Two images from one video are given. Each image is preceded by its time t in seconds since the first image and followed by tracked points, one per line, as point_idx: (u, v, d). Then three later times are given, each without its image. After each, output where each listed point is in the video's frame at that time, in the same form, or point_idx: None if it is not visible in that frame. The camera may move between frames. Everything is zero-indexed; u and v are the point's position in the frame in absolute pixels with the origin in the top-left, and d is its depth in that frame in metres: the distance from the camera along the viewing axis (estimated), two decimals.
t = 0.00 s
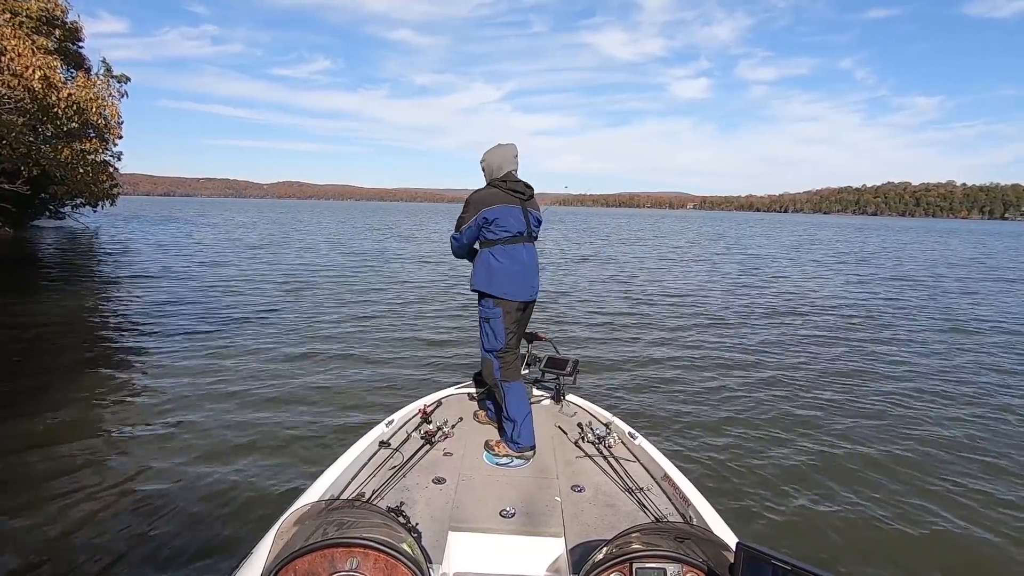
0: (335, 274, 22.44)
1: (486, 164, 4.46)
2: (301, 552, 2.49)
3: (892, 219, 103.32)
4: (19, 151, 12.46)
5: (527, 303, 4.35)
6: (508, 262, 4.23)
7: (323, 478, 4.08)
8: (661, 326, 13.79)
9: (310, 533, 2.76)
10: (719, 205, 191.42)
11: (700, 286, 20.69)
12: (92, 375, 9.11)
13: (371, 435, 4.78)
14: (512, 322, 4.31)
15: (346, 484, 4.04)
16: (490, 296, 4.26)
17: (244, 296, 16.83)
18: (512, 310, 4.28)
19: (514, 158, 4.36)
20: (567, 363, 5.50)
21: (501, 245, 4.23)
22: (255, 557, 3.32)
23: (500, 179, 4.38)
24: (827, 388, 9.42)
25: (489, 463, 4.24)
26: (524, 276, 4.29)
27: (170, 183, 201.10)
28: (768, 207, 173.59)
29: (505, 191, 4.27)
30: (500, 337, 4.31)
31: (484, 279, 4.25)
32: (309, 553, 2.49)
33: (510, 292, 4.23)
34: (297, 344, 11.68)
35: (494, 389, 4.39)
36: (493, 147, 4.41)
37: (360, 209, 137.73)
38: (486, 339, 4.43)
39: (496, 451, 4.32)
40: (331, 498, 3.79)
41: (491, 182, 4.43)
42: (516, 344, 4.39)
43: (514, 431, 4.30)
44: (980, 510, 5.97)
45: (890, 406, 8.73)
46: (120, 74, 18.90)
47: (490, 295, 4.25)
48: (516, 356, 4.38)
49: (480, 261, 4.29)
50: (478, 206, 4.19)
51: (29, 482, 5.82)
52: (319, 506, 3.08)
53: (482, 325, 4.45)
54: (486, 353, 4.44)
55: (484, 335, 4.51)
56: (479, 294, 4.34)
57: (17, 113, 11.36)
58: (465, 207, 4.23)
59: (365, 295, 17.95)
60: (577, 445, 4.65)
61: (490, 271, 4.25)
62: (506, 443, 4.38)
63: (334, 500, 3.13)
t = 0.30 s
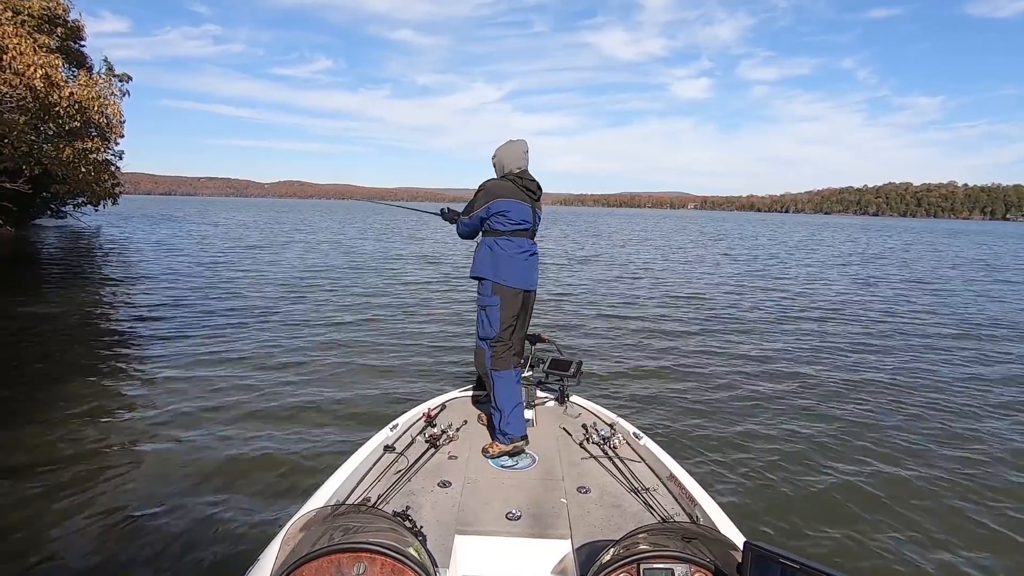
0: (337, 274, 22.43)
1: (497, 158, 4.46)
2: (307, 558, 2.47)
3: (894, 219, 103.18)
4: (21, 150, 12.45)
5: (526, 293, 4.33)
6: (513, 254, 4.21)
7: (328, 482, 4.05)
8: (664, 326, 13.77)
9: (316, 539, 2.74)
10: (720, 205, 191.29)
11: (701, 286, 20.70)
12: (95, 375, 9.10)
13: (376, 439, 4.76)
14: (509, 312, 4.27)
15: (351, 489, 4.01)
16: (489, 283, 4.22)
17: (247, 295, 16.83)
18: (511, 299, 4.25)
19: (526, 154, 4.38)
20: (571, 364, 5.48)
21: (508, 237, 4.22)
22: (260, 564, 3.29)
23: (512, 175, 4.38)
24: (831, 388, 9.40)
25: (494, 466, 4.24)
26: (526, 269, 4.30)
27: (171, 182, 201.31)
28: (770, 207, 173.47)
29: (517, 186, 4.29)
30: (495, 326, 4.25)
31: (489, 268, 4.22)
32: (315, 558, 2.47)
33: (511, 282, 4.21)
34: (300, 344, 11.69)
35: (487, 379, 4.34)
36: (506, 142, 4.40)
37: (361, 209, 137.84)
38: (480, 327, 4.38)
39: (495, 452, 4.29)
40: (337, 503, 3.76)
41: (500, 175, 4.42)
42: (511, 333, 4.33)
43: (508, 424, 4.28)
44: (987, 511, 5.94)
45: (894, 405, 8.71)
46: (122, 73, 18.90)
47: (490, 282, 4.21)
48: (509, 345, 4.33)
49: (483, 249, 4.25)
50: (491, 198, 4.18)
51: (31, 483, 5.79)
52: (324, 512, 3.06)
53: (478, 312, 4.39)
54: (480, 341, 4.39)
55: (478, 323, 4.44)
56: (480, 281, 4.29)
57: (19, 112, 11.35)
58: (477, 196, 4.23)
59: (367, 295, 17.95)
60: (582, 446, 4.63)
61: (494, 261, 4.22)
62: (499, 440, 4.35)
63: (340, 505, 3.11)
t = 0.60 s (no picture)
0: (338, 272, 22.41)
1: (502, 157, 4.44)
2: (309, 560, 2.47)
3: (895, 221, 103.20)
4: (22, 146, 12.43)
5: (527, 295, 4.34)
6: (518, 256, 4.21)
7: (329, 483, 4.05)
8: (665, 327, 13.76)
9: (318, 540, 2.74)
10: (721, 206, 191.25)
11: (702, 287, 20.69)
12: (95, 373, 9.09)
13: (377, 440, 4.76)
14: (510, 314, 4.27)
15: (352, 490, 4.01)
16: (492, 284, 4.21)
17: (247, 293, 16.82)
18: (514, 301, 4.25)
19: (534, 156, 4.38)
20: (571, 364, 5.47)
21: (514, 239, 4.21)
22: (261, 566, 3.30)
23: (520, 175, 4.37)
24: (832, 389, 9.40)
25: (495, 467, 4.24)
26: (528, 272, 4.32)
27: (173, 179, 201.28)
28: (771, 207, 173.35)
29: (525, 189, 4.29)
30: (495, 326, 4.24)
31: (494, 269, 4.21)
32: (316, 559, 2.47)
33: (515, 284, 4.21)
34: (301, 342, 11.70)
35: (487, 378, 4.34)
36: (516, 141, 4.38)
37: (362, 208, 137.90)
38: (479, 327, 4.36)
39: (497, 452, 4.29)
40: (338, 504, 3.76)
41: (507, 175, 4.41)
42: (511, 335, 4.35)
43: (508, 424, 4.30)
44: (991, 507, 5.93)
45: (896, 404, 8.70)
46: (123, 69, 18.89)
47: (494, 283, 4.19)
48: (508, 345, 4.34)
49: (488, 249, 4.22)
50: (500, 199, 4.14)
51: (31, 483, 5.78)
52: (326, 514, 3.06)
53: (478, 311, 4.37)
54: (479, 341, 4.37)
55: (477, 322, 4.42)
56: (482, 282, 4.27)
57: (20, 108, 11.34)
58: (484, 197, 4.17)
59: (368, 293, 17.95)
60: (583, 447, 4.63)
61: (499, 262, 4.20)
62: (500, 440, 4.35)
63: (341, 506, 3.11)
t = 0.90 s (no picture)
0: (338, 271, 22.41)
1: (499, 156, 4.41)
2: (304, 555, 2.46)
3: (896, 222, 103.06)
4: (22, 143, 12.43)
5: (521, 294, 4.35)
6: (514, 257, 4.22)
7: (325, 480, 4.04)
8: (664, 327, 13.75)
9: (313, 536, 2.74)
10: (723, 206, 191.10)
11: (701, 287, 20.67)
12: (94, 371, 9.09)
13: (373, 437, 4.75)
14: (506, 314, 4.27)
15: (348, 487, 4.01)
16: (487, 284, 4.19)
17: (247, 292, 16.83)
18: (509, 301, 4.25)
19: (531, 154, 4.38)
20: (569, 364, 5.46)
21: (510, 240, 4.22)
22: (256, 561, 3.29)
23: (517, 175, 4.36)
24: (830, 390, 9.39)
25: (491, 465, 4.24)
26: (524, 271, 4.33)
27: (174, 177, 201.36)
28: (772, 208, 173.19)
29: (522, 188, 4.27)
30: (490, 326, 4.24)
31: (490, 270, 4.19)
32: (311, 554, 2.47)
33: (510, 284, 4.22)
34: (300, 340, 11.70)
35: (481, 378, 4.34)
36: (512, 140, 4.37)
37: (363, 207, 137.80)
38: (473, 326, 4.34)
39: (493, 451, 4.31)
40: (333, 501, 3.76)
41: (503, 174, 4.39)
42: (505, 334, 4.36)
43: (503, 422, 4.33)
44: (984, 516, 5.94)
45: (893, 410, 8.70)
46: (124, 67, 18.91)
47: (489, 284, 4.19)
48: (502, 344, 4.35)
49: (483, 250, 4.21)
50: (497, 199, 4.11)
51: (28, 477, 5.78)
52: (321, 509, 3.05)
53: (472, 311, 4.35)
54: (474, 340, 4.37)
55: (471, 320, 4.40)
56: (478, 282, 4.25)
57: (19, 105, 11.33)
58: (480, 197, 4.12)
59: (368, 292, 17.95)
60: (580, 446, 4.62)
61: (495, 262, 4.20)
62: (495, 437, 4.38)
63: (337, 502, 3.10)
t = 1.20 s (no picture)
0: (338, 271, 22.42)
1: (495, 155, 4.42)
2: (301, 551, 2.48)
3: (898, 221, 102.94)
4: (22, 144, 12.43)
5: (520, 294, 4.35)
6: (512, 258, 4.24)
7: (322, 477, 4.06)
8: (664, 329, 13.75)
9: (310, 533, 2.75)
10: (724, 206, 190.94)
11: (703, 288, 20.65)
12: (93, 372, 9.10)
13: (371, 434, 4.76)
14: (503, 313, 4.28)
15: (345, 484, 4.02)
16: (485, 285, 4.23)
17: (248, 293, 16.84)
18: (507, 300, 4.27)
19: (527, 152, 4.38)
20: (567, 363, 5.45)
21: (508, 240, 4.23)
22: (254, 557, 3.30)
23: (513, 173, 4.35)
24: (830, 395, 9.39)
25: (489, 463, 4.24)
26: (523, 271, 4.33)
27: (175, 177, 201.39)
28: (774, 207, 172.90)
29: (518, 187, 4.27)
30: (487, 325, 4.27)
31: (489, 271, 4.22)
32: (309, 551, 2.48)
33: (508, 284, 4.24)
34: (300, 341, 11.72)
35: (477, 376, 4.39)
36: (508, 138, 4.38)
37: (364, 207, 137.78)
38: (472, 326, 4.39)
39: (491, 447, 4.34)
40: (331, 497, 3.77)
41: (501, 174, 4.40)
42: (503, 333, 4.38)
43: (499, 419, 4.36)
44: (981, 523, 5.96)
45: (893, 414, 8.70)
46: (126, 68, 18.94)
47: (487, 284, 4.22)
48: (499, 342, 4.38)
49: (482, 251, 4.24)
50: (493, 200, 4.11)
51: (27, 480, 5.78)
52: (320, 506, 3.07)
53: (470, 311, 4.39)
54: (471, 340, 4.42)
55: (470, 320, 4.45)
56: (477, 283, 4.28)
57: (20, 106, 11.33)
58: (478, 201, 4.11)
59: (369, 293, 17.97)
60: (578, 445, 4.63)
61: (493, 262, 4.22)
62: (493, 434, 4.41)
63: (334, 499, 3.11)
